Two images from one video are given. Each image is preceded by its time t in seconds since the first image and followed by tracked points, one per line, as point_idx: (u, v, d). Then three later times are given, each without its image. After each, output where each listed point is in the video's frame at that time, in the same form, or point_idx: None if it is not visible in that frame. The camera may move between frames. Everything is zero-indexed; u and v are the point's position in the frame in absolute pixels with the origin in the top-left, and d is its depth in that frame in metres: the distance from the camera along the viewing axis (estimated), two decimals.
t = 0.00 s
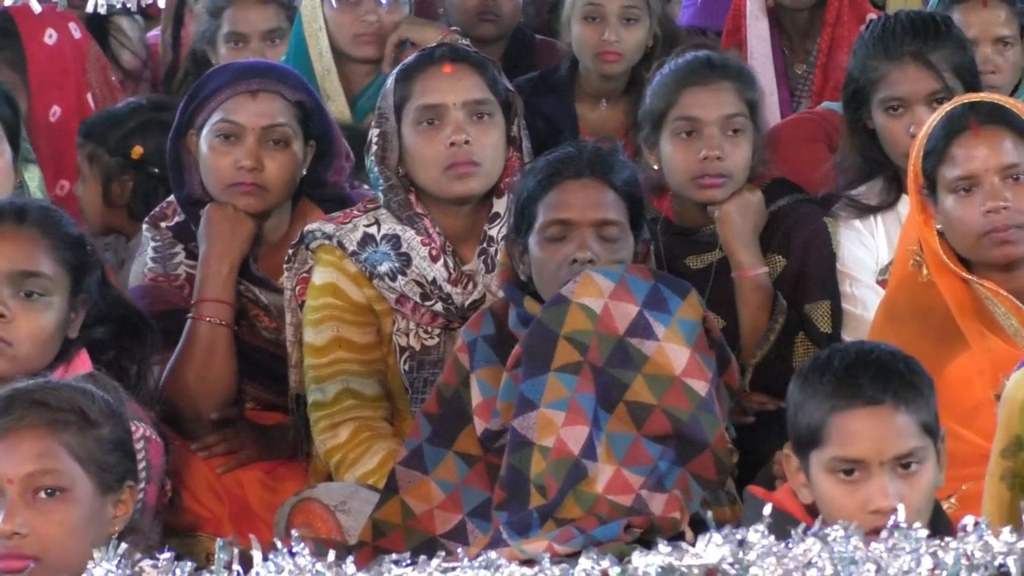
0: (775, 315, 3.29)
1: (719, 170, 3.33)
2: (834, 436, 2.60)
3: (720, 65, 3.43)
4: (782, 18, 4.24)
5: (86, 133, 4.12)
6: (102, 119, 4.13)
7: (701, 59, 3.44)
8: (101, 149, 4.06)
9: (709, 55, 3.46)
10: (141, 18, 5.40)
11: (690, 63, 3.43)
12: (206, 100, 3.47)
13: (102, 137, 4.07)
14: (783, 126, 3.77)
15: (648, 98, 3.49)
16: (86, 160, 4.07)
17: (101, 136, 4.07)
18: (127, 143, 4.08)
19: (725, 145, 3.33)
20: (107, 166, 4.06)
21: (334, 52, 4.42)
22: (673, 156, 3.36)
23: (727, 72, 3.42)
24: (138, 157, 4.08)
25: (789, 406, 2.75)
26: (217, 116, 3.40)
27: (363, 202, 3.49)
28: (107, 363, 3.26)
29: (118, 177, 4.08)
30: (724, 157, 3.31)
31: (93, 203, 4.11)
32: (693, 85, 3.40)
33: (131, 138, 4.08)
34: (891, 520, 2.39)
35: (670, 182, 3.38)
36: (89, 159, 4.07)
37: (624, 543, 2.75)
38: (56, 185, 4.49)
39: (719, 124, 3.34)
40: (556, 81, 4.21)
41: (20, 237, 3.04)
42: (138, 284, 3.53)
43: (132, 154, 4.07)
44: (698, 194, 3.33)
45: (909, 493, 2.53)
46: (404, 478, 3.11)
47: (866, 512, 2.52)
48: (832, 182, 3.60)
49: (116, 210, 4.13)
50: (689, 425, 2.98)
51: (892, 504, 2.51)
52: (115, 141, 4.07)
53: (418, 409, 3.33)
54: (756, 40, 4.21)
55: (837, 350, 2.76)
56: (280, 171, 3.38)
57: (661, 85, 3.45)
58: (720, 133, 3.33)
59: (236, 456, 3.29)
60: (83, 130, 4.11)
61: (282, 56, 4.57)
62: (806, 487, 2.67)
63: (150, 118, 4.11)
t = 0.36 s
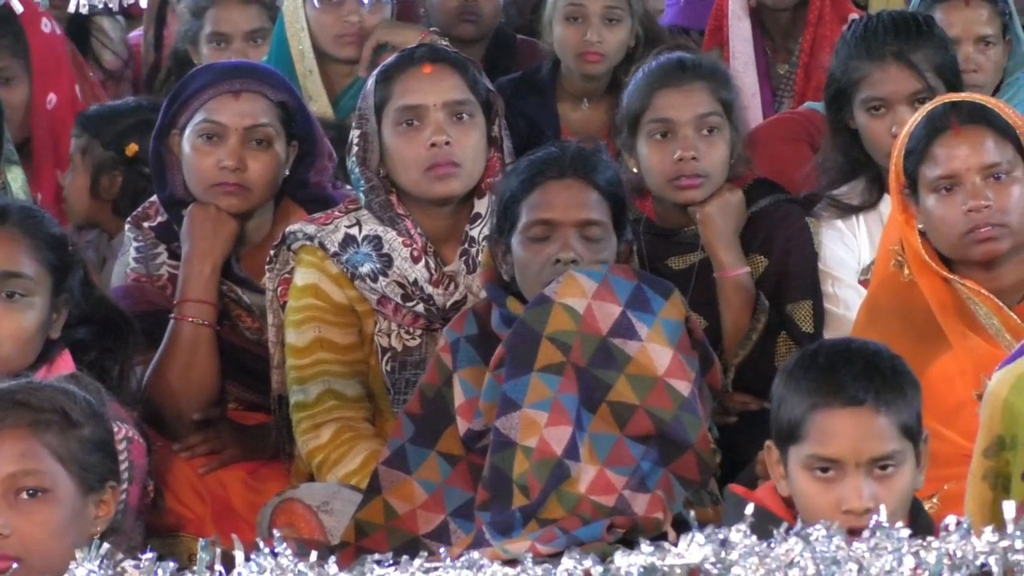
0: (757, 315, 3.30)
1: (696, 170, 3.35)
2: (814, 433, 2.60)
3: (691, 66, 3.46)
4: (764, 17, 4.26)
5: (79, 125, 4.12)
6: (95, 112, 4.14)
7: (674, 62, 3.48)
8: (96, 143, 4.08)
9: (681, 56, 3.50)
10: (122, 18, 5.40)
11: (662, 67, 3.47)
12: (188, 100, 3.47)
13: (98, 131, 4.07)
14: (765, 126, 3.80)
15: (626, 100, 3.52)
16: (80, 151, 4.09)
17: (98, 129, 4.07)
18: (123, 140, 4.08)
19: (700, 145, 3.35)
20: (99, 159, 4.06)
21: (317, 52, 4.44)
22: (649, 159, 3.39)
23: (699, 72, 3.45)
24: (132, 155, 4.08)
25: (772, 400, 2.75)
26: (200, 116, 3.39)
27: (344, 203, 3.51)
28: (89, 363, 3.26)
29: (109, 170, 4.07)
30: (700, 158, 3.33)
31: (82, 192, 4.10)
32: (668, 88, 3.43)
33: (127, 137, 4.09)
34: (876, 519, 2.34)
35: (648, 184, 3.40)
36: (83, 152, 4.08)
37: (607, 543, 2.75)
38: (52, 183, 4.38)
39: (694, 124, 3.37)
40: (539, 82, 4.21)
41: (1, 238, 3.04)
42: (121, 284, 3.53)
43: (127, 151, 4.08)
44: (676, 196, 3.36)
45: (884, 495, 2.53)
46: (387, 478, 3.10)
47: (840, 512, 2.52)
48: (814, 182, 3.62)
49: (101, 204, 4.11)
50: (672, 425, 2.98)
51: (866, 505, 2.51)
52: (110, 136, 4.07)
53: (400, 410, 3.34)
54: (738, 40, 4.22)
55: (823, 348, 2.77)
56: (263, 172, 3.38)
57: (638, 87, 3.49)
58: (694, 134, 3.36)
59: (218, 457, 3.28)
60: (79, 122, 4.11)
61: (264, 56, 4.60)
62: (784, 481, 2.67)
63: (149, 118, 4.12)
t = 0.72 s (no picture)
0: (739, 315, 3.30)
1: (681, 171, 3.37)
2: (803, 416, 2.60)
3: (679, 65, 3.47)
4: (746, 15, 4.28)
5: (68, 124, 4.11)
6: (87, 111, 4.13)
7: (662, 61, 3.48)
8: (87, 143, 4.08)
9: (668, 55, 3.50)
10: (104, 17, 5.40)
11: (649, 65, 3.48)
12: (170, 99, 3.47)
13: (89, 130, 4.07)
14: (748, 125, 3.81)
15: (611, 99, 3.53)
16: (70, 152, 4.08)
17: (90, 130, 4.07)
18: (118, 139, 4.08)
19: (686, 145, 3.37)
20: (92, 159, 4.07)
21: (299, 52, 4.46)
22: (635, 157, 3.39)
23: (687, 72, 3.46)
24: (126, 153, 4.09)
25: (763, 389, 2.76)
26: (183, 115, 3.40)
27: (328, 203, 3.51)
28: (72, 363, 3.27)
29: (103, 170, 4.08)
30: (686, 158, 3.35)
31: (71, 194, 4.10)
32: (653, 87, 3.43)
33: (120, 136, 4.08)
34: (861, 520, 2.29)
35: (634, 184, 3.41)
36: (73, 152, 4.08)
37: (590, 543, 2.73)
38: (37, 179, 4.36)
39: (681, 125, 3.38)
40: (520, 83, 4.23)
41: None
42: (104, 284, 3.54)
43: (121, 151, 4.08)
44: (659, 196, 3.37)
45: (871, 480, 2.53)
46: (369, 477, 3.10)
47: (828, 495, 2.51)
48: (797, 181, 3.64)
49: (83, 206, 4.12)
50: (655, 425, 2.97)
51: (854, 488, 2.50)
52: (103, 137, 4.08)
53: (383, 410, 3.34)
54: (721, 38, 4.23)
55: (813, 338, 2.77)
56: (245, 171, 3.39)
57: (623, 87, 3.50)
58: (681, 134, 3.37)
59: (201, 456, 3.28)
60: (68, 123, 4.09)
61: (246, 56, 4.62)
62: (773, 471, 2.66)
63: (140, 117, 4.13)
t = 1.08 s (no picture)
0: (724, 315, 3.32)
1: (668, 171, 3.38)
2: (781, 391, 2.60)
3: (668, 66, 3.48)
4: (730, 15, 4.29)
5: (56, 122, 4.13)
6: (79, 114, 4.17)
7: (651, 61, 3.49)
8: (83, 143, 4.10)
9: (657, 55, 3.51)
10: (87, 18, 5.40)
11: (637, 64, 3.49)
12: (154, 100, 3.48)
13: (84, 132, 4.11)
14: (731, 125, 3.82)
15: (597, 98, 3.54)
16: (66, 154, 4.09)
17: (85, 131, 4.11)
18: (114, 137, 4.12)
19: (675, 146, 3.37)
20: (91, 158, 4.09)
21: (283, 52, 4.47)
22: (622, 157, 3.40)
23: (676, 73, 3.47)
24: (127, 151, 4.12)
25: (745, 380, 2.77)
26: (166, 116, 3.41)
27: (314, 203, 3.51)
28: (55, 363, 3.26)
29: (102, 169, 4.09)
30: (674, 159, 3.35)
31: (71, 194, 4.12)
32: (640, 87, 3.45)
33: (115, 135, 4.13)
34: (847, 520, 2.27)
35: (619, 184, 3.42)
36: (69, 153, 4.10)
37: (574, 543, 2.72)
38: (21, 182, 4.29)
39: (669, 125, 3.39)
40: (504, 83, 4.22)
41: None
42: (87, 283, 3.54)
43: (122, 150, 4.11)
44: (645, 195, 3.37)
45: (850, 456, 2.52)
46: (353, 477, 3.09)
47: (806, 467, 2.51)
48: (781, 181, 3.65)
49: (67, 206, 4.13)
50: (639, 426, 2.97)
51: (831, 458, 2.50)
52: (98, 135, 4.11)
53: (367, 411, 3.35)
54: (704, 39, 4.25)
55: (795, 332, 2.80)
56: (229, 172, 3.40)
57: (610, 86, 3.51)
58: (669, 135, 3.38)
59: (185, 457, 3.29)
60: (64, 124, 4.11)
61: (229, 56, 4.63)
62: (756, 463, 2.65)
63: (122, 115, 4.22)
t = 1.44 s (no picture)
0: (707, 315, 3.33)
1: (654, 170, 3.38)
2: (758, 383, 2.61)
3: (656, 65, 3.48)
4: (713, 15, 4.30)
5: (48, 124, 4.11)
6: (74, 114, 4.14)
7: (639, 59, 3.49)
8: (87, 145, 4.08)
9: (645, 54, 3.51)
10: (70, 18, 5.40)
11: (624, 63, 3.49)
12: (137, 100, 3.49)
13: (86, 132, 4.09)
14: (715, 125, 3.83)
15: (583, 97, 3.53)
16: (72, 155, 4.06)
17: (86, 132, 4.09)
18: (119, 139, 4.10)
19: (661, 145, 3.37)
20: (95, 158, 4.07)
21: (266, 51, 4.47)
22: (609, 156, 3.40)
23: (664, 73, 3.47)
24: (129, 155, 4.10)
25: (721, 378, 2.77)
26: (149, 116, 3.42)
27: (300, 203, 3.51)
28: (39, 363, 3.26)
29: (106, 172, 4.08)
30: (660, 158, 3.36)
31: (76, 197, 4.06)
32: (629, 85, 3.44)
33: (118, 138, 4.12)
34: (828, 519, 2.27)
35: (605, 183, 3.42)
36: (74, 155, 4.07)
37: (557, 542, 2.70)
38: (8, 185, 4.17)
39: (656, 124, 3.39)
40: (487, 82, 4.23)
41: None
42: (70, 284, 3.54)
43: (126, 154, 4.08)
44: (631, 194, 3.38)
45: (826, 448, 2.53)
46: (336, 477, 3.09)
47: (783, 457, 2.52)
48: (765, 181, 3.66)
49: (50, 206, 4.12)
50: (623, 425, 2.95)
51: (808, 448, 2.51)
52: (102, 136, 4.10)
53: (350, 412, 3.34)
54: (688, 38, 4.27)
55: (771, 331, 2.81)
56: (212, 172, 3.41)
57: (597, 84, 3.49)
58: (655, 134, 3.38)
59: (170, 457, 3.31)
60: (60, 124, 4.09)
61: (212, 56, 4.63)
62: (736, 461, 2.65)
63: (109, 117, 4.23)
